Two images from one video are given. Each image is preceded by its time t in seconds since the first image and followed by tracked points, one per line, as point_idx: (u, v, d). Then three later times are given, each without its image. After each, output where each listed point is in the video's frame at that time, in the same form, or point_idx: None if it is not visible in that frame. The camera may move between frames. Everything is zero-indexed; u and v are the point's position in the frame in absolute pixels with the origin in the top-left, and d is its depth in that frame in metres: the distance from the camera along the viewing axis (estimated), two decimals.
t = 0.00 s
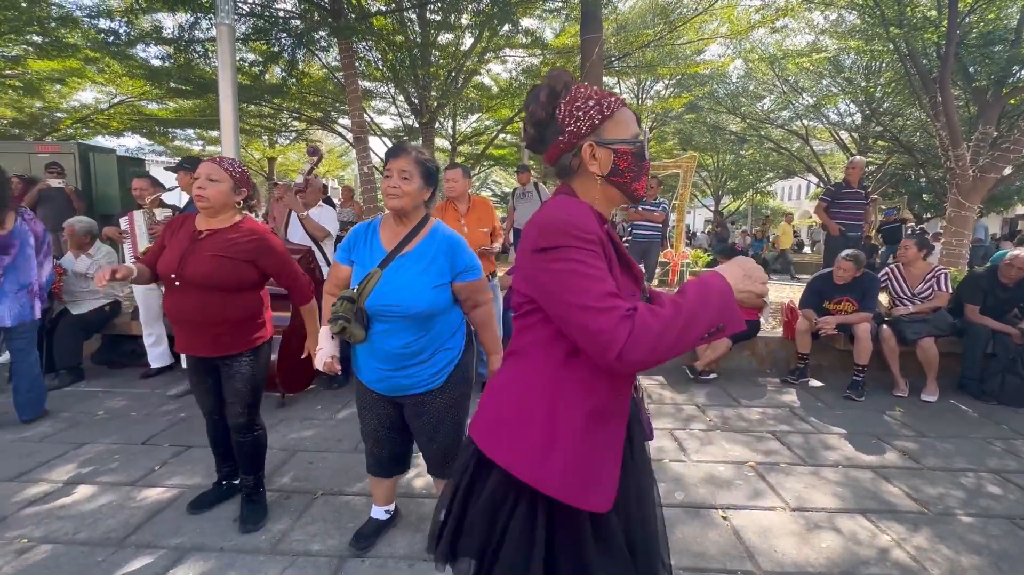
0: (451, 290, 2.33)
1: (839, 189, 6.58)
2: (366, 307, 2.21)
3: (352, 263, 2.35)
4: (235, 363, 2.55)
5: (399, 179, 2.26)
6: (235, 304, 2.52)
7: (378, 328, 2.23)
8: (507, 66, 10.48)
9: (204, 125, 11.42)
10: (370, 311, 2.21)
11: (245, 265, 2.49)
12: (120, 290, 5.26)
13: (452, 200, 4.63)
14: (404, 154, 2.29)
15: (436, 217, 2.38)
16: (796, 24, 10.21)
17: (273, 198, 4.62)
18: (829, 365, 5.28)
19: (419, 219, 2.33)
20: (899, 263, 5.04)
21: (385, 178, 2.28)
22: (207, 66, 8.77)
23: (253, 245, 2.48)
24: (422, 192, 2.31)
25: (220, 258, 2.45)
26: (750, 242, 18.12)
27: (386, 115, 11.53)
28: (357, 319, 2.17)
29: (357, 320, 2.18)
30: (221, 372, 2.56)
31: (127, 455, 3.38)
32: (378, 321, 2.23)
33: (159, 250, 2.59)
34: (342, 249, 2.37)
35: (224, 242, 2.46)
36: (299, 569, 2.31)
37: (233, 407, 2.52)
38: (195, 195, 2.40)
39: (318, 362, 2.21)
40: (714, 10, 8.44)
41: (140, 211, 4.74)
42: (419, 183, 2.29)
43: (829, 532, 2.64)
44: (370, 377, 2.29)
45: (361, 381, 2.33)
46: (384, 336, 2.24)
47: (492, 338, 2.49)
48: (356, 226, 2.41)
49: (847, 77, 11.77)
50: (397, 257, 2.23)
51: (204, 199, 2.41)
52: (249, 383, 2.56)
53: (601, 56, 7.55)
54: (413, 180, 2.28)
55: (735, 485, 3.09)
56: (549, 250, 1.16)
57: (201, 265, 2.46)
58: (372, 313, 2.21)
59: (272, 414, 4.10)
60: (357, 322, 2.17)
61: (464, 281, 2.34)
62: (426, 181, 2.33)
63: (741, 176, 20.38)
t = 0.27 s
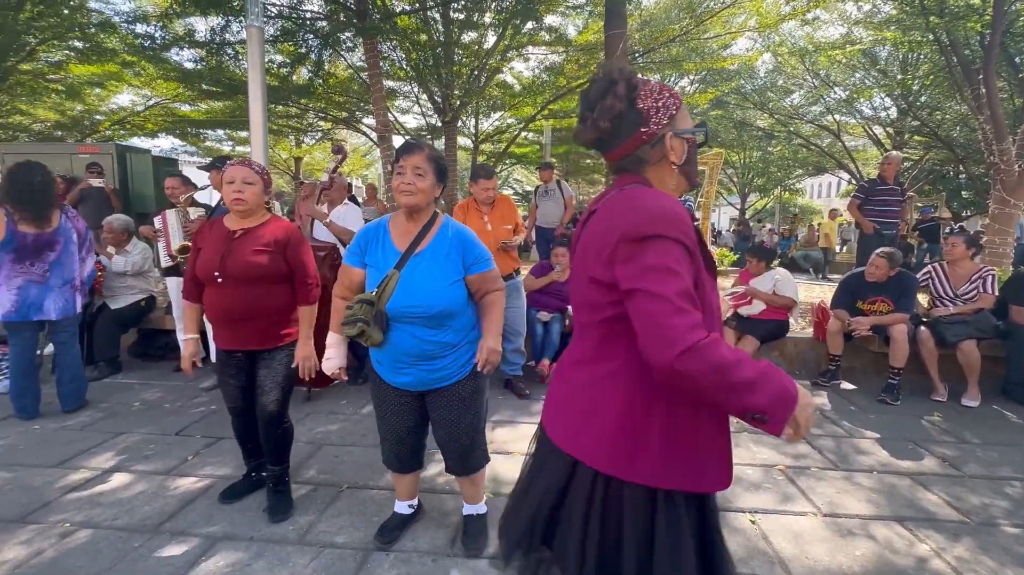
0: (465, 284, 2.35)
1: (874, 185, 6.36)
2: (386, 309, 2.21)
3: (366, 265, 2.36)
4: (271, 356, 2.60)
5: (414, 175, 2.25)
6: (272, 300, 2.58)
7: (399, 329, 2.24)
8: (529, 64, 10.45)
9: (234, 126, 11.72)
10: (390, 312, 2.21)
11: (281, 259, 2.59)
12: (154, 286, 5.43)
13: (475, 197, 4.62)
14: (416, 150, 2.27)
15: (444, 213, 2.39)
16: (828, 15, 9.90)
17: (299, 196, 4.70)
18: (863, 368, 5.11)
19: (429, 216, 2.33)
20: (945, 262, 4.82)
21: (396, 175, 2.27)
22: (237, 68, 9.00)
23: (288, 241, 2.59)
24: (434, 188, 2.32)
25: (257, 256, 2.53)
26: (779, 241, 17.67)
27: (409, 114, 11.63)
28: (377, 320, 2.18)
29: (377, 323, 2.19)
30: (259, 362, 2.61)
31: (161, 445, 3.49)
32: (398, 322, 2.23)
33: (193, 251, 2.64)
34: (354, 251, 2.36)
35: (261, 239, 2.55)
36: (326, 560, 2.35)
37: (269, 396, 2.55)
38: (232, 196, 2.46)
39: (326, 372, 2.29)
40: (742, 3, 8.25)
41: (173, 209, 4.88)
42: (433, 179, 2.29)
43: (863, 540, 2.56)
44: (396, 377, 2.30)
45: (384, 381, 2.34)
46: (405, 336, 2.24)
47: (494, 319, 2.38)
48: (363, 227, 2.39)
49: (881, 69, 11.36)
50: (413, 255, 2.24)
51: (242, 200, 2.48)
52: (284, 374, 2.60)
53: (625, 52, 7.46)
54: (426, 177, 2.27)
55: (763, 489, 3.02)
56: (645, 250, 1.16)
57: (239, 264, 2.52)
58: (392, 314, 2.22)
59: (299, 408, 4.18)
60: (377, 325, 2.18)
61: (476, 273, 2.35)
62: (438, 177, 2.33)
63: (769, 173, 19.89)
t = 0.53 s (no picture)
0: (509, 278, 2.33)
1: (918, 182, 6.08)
2: (437, 308, 2.21)
3: (413, 266, 2.37)
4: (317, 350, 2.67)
5: (449, 172, 2.25)
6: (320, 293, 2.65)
7: (448, 328, 2.23)
8: (556, 62, 10.40)
9: (267, 128, 12.03)
10: (440, 311, 2.21)
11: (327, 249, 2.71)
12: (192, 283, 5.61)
13: (504, 195, 4.54)
14: (450, 147, 2.27)
15: (485, 209, 2.38)
16: (868, 6, 9.52)
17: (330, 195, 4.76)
18: (907, 373, 4.89)
19: (470, 212, 2.33)
20: (1002, 263, 4.55)
21: (433, 175, 2.28)
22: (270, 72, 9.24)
23: (331, 232, 2.72)
24: (472, 183, 2.31)
25: (306, 249, 2.61)
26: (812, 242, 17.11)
27: (436, 114, 11.72)
28: (428, 319, 2.18)
29: (429, 322, 2.18)
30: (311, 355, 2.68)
31: (198, 438, 3.59)
32: (448, 322, 2.23)
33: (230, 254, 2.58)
34: (400, 254, 2.38)
35: (308, 233, 2.64)
36: (356, 555, 2.37)
37: (320, 388, 2.67)
38: (277, 191, 2.56)
39: (374, 370, 2.37)
40: None
41: (211, 209, 5.03)
42: (468, 174, 2.29)
43: (909, 554, 2.43)
44: (446, 379, 2.28)
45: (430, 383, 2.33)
46: (453, 335, 2.23)
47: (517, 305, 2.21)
48: (406, 233, 2.40)
49: (925, 62, 10.87)
50: (459, 253, 2.24)
51: (287, 193, 2.57)
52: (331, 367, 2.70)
53: (654, 48, 7.35)
54: (462, 172, 2.27)
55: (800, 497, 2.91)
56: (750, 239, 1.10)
57: (288, 259, 2.57)
58: (442, 313, 2.21)
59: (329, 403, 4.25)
60: (429, 323, 2.17)
61: (520, 267, 2.31)
62: (475, 172, 2.33)
63: (803, 171, 19.29)
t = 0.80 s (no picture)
0: (553, 285, 2.28)
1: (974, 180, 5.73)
2: (476, 308, 2.22)
3: (459, 265, 2.40)
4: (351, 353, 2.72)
5: (494, 173, 2.25)
6: (354, 298, 2.68)
7: (486, 329, 2.25)
8: (587, 62, 10.30)
9: (303, 132, 12.35)
10: (479, 312, 2.22)
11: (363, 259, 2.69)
12: (233, 282, 5.81)
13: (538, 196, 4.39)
14: (496, 148, 2.26)
15: (533, 209, 2.35)
16: None
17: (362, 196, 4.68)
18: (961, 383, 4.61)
19: (516, 213, 2.31)
20: None
21: (479, 175, 2.29)
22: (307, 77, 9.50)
23: (370, 241, 2.70)
24: (518, 184, 2.29)
25: (341, 256, 2.62)
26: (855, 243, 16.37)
27: (467, 116, 11.78)
28: (466, 320, 2.20)
29: (467, 322, 2.21)
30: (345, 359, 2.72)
31: (238, 431, 3.71)
32: (487, 322, 2.24)
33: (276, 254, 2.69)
34: (448, 253, 2.42)
35: (343, 240, 2.65)
36: (388, 553, 2.39)
37: (355, 390, 2.70)
38: (314, 197, 2.58)
39: (420, 358, 2.32)
40: None
41: (249, 207, 5.24)
42: (515, 175, 2.27)
43: None
44: (481, 379, 2.31)
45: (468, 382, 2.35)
46: (492, 337, 2.24)
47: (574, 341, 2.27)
48: (458, 227, 2.43)
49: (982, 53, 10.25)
50: (502, 254, 2.23)
51: (325, 201, 2.58)
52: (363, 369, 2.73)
53: (690, 45, 7.20)
54: (507, 173, 2.26)
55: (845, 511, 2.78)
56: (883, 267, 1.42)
57: (323, 264, 2.61)
58: (481, 314, 2.23)
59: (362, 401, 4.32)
60: (467, 324, 2.20)
61: (564, 273, 2.24)
62: (521, 173, 2.30)
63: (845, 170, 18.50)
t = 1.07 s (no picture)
0: (575, 293, 2.23)
1: None
2: (489, 310, 2.19)
3: (476, 264, 2.36)
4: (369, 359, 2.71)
5: (529, 178, 2.21)
6: (368, 304, 2.67)
7: (500, 332, 2.21)
8: (620, 63, 10.16)
9: (339, 137, 12.65)
10: (493, 314, 2.19)
11: (377, 263, 2.65)
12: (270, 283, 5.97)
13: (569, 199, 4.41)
14: (533, 152, 2.22)
15: (560, 216, 2.31)
16: None
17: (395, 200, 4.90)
18: None
19: (544, 219, 2.27)
20: None
21: (512, 177, 2.25)
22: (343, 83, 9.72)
23: (383, 245, 2.63)
24: (550, 191, 2.26)
25: (355, 261, 2.61)
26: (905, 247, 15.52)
27: (498, 119, 11.80)
28: (479, 322, 2.15)
29: (480, 324, 2.16)
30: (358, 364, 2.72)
31: (272, 431, 3.79)
32: (501, 325, 2.20)
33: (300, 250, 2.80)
34: (467, 251, 2.39)
35: (358, 245, 2.62)
36: (416, 560, 2.37)
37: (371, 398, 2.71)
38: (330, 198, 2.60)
39: (439, 358, 2.27)
40: None
41: (286, 212, 5.44)
42: (547, 182, 2.23)
43: None
44: (490, 381, 2.29)
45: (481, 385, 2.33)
46: (505, 340, 2.20)
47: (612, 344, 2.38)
48: (481, 224, 2.39)
49: None
50: (523, 258, 2.18)
51: (338, 203, 2.60)
52: (376, 376, 2.71)
53: (727, 42, 7.00)
54: (541, 180, 2.22)
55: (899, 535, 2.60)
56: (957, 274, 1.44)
57: (338, 268, 2.62)
58: (494, 316, 2.19)
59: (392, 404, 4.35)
60: (480, 326, 2.15)
61: (589, 284, 2.21)
62: (555, 181, 2.27)
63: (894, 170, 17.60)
